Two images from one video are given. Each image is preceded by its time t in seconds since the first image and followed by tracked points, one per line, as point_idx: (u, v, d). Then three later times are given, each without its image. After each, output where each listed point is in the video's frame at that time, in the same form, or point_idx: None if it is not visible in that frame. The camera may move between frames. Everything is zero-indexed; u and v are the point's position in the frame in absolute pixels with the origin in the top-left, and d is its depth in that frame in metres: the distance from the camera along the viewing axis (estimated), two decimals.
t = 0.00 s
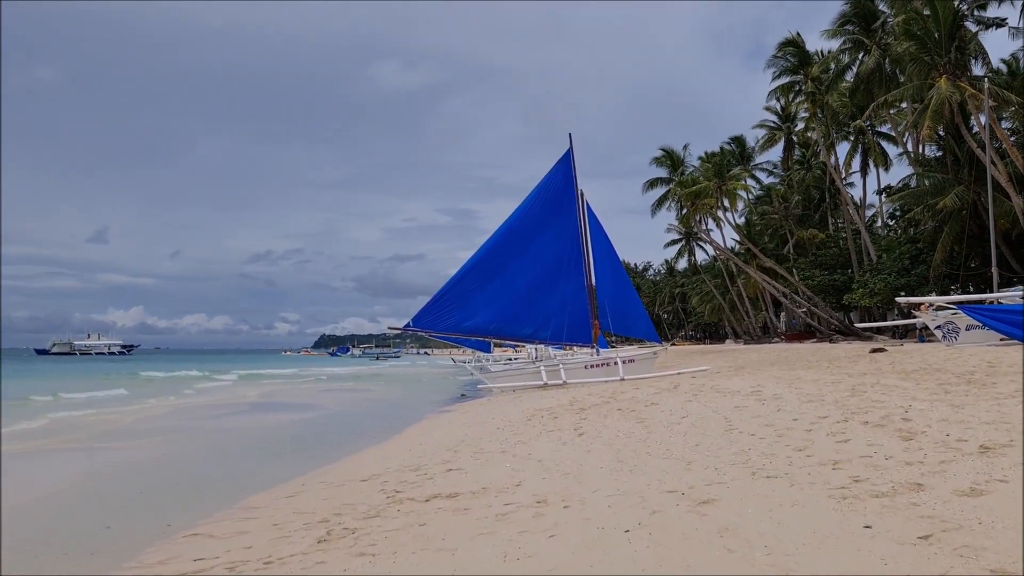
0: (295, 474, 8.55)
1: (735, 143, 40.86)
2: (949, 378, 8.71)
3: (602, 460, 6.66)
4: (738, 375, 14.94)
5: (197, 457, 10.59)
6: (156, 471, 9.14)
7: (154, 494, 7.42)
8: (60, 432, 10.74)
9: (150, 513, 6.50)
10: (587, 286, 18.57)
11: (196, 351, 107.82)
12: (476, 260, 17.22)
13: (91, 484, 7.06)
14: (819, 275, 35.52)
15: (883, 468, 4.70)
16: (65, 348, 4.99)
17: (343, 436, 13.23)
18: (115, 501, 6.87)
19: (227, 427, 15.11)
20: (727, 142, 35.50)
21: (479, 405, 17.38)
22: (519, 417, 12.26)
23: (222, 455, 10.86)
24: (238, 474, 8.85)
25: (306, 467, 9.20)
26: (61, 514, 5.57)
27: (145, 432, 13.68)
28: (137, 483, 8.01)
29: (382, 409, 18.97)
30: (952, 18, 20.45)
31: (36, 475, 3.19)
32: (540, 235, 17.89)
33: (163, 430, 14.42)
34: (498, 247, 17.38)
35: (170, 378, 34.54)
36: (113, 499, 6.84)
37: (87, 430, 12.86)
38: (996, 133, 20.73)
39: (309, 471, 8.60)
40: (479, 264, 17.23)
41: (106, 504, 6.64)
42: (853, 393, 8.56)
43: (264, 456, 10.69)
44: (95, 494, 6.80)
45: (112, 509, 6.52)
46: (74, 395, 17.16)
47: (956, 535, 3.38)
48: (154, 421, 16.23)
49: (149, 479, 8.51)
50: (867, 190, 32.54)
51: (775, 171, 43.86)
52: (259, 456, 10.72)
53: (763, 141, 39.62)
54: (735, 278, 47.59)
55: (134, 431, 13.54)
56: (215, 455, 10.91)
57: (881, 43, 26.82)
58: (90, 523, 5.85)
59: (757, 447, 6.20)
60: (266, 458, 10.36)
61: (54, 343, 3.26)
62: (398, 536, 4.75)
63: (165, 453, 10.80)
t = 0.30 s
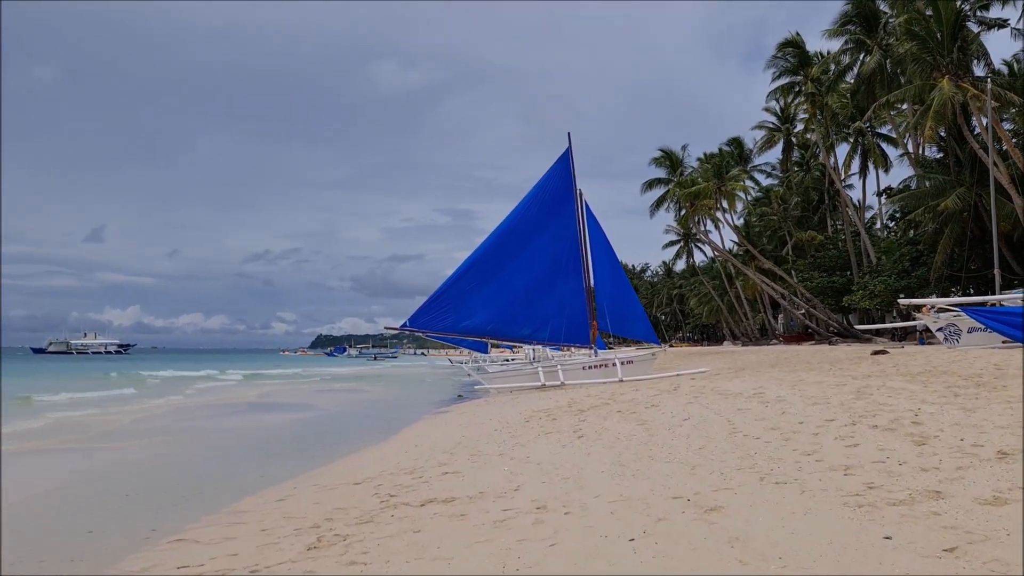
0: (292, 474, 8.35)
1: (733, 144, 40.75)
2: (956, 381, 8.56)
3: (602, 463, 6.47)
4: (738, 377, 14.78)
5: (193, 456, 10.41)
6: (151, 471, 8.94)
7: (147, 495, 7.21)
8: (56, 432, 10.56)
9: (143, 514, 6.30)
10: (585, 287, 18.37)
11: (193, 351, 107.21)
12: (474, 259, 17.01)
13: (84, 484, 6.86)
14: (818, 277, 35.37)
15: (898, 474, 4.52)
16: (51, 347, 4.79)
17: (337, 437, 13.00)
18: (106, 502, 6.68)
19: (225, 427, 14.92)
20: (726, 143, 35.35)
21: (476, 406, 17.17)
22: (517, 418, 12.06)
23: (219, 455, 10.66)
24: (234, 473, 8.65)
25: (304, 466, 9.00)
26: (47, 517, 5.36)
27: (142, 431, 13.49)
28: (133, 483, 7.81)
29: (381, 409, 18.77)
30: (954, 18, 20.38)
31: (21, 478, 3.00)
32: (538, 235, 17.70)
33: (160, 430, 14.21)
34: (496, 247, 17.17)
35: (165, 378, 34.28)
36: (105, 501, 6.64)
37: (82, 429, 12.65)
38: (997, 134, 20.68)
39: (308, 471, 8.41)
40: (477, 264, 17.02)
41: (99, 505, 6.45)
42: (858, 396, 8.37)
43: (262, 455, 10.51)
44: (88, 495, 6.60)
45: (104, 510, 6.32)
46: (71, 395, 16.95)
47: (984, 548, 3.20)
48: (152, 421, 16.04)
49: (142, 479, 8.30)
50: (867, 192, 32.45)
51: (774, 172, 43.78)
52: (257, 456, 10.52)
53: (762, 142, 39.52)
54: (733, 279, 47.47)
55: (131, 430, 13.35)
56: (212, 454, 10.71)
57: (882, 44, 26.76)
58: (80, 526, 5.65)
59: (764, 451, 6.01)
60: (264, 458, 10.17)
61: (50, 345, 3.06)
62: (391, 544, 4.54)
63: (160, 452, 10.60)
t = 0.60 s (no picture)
0: (295, 482, 8.19)
1: (732, 139, 40.54)
2: (970, 373, 8.35)
3: (611, 466, 6.28)
4: (745, 373, 14.61)
5: (196, 465, 10.26)
6: (153, 480, 8.79)
7: (148, 503, 7.07)
8: (59, 443, 10.43)
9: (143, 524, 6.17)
10: (586, 285, 18.18)
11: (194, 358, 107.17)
12: (473, 259, 16.82)
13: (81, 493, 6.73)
14: (820, 271, 35.11)
15: (922, 473, 4.33)
16: (62, 355, 4.76)
17: (339, 442, 12.81)
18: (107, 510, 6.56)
19: (228, 434, 14.78)
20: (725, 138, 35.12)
21: (479, 407, 16.98)
22: (521, 420, 11.86)
23: (223, 463, 10.51)
24: (237, 482, 8.50)
25: (308, 474, 8.84)
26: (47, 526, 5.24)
27: (143, 440, 13.31)
28: (134, 492, 7.66)
29: (385, 413, 18.61)
30: (954, 6, 20.20)
31: (22, 488, 2.88)
32: (538, 234, 17.51)
33: (162, 438, 14.06)
34: (495, 247, 16.98)
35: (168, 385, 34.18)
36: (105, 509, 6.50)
37: (84, 438, 12.52)
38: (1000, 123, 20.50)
39: (312, 478, 8.25)
40: (477, 264, 16.82)
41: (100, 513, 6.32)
42: (871, 391, 8.17)
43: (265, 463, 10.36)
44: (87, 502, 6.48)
45: (105, 518, 6.20)
46: (74, 402, 16.85)
47: None
48: (154, 429, 15.90)
49: (143, 488, 8.15)
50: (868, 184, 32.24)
51: (773, 166, 43.57)
52: (260, 464, 10.36)
53: (761, 137, 39.31)
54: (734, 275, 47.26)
55: (131, 440, 13.18)
56: (216, 463, 10.57)
57: (881, 34, 26.56)
58: (81, 534, 5.53)
59: (778, 450, 5.81)
60: (267, 466, 10.01)
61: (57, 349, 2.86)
62: (394, 556, 4.35)
63: (162, 461, 10.45)
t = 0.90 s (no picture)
0: (292, 484, 8.05)
1: (731, 140, 40.45)
2: (976, 375, 8.20)
3: (609, 470, 6.10)
4: (745, 375, 14.45)
5: (193, 466, 10.14)
6: (147, 480, 8.66)
7: (141, 505, 6.93)
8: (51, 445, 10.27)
9: (136, 527, 6.02)
10: (585, 286, 18.01)
11: (192, 359, 106.85)
12: (471, 260, 16.64)
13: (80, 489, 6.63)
14: (819, 272, 34.98)
15: (935, 479, 4.16)
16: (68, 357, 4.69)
17: (333, 445, 12.60)
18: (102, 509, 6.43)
19: (225, 435, 14.64)
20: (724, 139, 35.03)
21: (476, 409, 16.80)
22: (518, 422, 11.69)
23: (220, 464, 10.39)
24: (233, 484, 8.36)
25: (304, 476, 8.68)
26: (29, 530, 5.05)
27: (135, 442, 13.09)
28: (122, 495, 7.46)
29: (382, 415, 18.47)
30: (955, 6, 20.09)
31: None
32: (536, 235, 17.33)
33: (160, 439, 13.94)
34: (493, 248, 16.80)
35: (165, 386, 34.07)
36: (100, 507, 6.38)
37: (79, 437, 12.40)
38: (1000, 123, 20.40)
39: (306, 482, 8.09)
40: (474, 265, 16.63)
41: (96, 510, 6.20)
42: (876, 393, 7.99)
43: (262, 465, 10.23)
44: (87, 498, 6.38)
45: (99, 517, 6.07)
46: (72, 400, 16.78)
47: None
48: (151, 430, 15.78)
49: (137, 488, 8.00)
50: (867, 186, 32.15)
51: (772, 168, 43.47)
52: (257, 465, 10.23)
53: (759, 138, 39.22)
54: (733, 276, 47.18)
55: (123, 442, 12.97)
56: (212, 464, 10.44)
57: (881, 35, 26.48)
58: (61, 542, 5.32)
59: (782, 454, 5.64)
60: (264, 467, 9.88)
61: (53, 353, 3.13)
62: (384, 565, 4.16)
63: (158, 462, 10.32)
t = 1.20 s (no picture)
0: (290, 486, 7.89)
1: (731, 140, 40.29)
2: (986, 378, 8.00)
3: (609, 477, 5.90)
4: (747, 377, 14.25)
5: (188, 468, 9.98)
6: (139, 483, 8.48)
7: (132, 508, 6.78)
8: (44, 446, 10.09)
9: (126, 530, 5.87)
10: (584, 287, 17.80)
11: (190, 359, 106.60)
12: (469, 260, 16.44)
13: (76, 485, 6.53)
14: (820, 272, 34.81)
15: (953, 489, 3.96)
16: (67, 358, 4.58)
17: (329, 447, 12.40)
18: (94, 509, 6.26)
19: (220, 437, 14.44)
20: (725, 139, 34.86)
21: (474, 411, 16.61)
22: (516, 425, 11.52)
23: (216, 466, 10.22)
24: (228, 487, 8.20)
25: (300, 479, 8.51)
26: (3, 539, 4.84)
27: (128, 443, 12.90)
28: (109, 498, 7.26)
29: (381, 416, 18.31)
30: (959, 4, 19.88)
31: None
32: (535, 235, 17.12)
33: (155, 440, 13.80)
34: (491, 248, 16.60)
35: (163, 386, 33.97)
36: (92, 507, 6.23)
37: (76, 436, 12.26)
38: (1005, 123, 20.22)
39: (300, 485, 7.91)
40: (473, 265, 16.43)
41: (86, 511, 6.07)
42: (883, 396, 7.80)
43: (260, 467, 10.06)
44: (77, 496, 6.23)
45: (91, 517, 5.95)
46: (71, 398, 16.71)
47: None
48: (149, 431, 15.65)
49: (130, 491, 7.84)
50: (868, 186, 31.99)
51: (772, 168, 43.30)
52: (254, 467, 10.07)
53: (760, 138, 39.06)
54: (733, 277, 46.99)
55: (116, 443, 12.77)
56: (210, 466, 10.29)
57: (883, 34, 26.33)
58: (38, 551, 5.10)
59: (787, 461, 5.44)
60: (261, 470, 9.73)
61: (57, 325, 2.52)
62: None
63: (152, 463, 10.16)
